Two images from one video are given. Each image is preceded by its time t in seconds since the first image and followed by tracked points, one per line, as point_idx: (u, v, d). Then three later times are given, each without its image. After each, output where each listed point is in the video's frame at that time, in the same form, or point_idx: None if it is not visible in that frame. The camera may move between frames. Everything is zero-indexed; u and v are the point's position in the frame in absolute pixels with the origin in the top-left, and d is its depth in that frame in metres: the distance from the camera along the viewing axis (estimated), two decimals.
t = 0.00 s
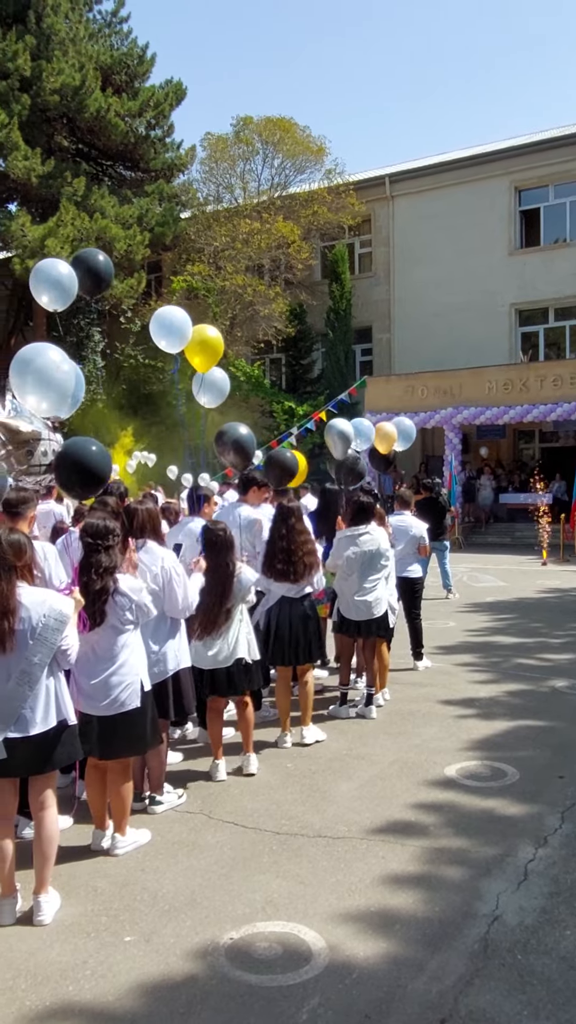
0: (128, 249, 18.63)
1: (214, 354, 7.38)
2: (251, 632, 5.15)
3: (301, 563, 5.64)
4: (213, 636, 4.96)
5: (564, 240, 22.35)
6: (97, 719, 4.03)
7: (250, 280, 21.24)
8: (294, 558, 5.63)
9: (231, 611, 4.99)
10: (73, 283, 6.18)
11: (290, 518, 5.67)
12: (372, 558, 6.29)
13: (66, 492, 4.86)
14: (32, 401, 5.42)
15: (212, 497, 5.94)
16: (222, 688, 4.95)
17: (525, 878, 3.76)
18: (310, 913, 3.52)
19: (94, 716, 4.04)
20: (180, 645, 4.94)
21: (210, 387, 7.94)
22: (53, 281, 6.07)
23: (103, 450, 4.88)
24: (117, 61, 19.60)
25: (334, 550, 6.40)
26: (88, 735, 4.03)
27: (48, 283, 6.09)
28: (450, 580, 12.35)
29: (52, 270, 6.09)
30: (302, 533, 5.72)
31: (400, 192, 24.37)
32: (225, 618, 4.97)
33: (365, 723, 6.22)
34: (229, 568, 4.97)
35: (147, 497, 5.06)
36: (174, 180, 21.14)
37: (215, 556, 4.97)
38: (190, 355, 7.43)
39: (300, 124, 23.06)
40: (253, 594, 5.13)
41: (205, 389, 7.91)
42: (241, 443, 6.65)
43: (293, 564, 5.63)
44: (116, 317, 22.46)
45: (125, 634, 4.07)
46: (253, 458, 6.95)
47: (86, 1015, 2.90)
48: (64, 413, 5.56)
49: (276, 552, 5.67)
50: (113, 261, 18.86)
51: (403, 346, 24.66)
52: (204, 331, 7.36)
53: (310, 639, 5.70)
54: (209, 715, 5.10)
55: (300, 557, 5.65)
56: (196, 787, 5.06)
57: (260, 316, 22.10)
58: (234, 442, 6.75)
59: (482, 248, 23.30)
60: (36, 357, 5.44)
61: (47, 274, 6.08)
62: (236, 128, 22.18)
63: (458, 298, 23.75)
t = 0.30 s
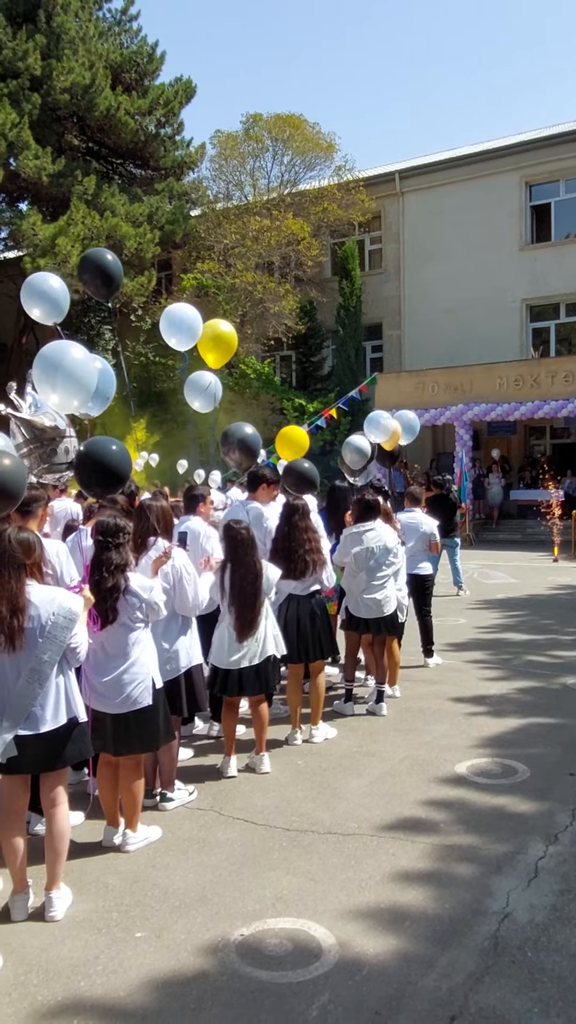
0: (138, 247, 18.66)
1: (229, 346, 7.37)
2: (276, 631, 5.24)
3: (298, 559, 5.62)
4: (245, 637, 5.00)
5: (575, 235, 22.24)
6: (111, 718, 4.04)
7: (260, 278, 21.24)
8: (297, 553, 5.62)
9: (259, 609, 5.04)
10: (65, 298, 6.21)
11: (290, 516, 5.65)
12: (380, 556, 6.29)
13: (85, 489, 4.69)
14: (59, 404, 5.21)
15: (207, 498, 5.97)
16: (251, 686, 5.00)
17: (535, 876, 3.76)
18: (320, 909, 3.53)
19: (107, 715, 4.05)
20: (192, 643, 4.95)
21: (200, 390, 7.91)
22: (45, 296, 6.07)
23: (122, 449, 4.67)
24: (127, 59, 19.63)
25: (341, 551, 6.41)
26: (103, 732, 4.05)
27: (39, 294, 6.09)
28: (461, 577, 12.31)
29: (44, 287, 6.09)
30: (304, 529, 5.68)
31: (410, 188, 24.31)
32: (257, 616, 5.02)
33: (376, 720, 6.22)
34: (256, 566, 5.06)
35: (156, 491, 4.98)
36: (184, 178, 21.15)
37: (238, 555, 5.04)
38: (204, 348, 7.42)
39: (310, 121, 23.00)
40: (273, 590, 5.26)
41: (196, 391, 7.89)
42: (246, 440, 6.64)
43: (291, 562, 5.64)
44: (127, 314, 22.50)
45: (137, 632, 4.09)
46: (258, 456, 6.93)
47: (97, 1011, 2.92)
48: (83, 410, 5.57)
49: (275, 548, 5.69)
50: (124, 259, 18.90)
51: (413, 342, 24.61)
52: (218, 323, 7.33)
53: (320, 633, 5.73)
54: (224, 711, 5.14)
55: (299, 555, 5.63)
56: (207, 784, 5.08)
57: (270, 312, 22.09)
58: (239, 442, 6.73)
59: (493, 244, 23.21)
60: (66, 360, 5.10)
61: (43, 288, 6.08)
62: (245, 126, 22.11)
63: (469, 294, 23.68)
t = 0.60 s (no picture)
0: (146, 245, 18.66)
1: (238, 346, 7.33)
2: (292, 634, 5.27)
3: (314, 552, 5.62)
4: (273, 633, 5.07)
5: None
6: (122, 718, 4.05)
7: (269, 274, 21.22)
8: (313, 548, 5.60)
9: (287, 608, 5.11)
10: (55, 282, 6.16)
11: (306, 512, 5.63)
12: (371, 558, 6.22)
13: (104, 494, 4.69)
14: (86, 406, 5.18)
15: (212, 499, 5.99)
16: (272, 682, 5.05)
17: (544, 877, 3.75)
18: (329, 910, 3.52)
19: (117, 715, 4.06)
20: (201, 642, 4.94)
21: (204, 391, 7.89)
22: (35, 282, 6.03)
23: (139, 452, 4.66)
24: (135, 56, 19.64)
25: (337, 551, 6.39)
26: (114, 731, 4.07)
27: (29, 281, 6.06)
28: (470, 575, 12.27)
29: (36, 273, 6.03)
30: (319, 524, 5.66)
31: (419, 184, 24.23)
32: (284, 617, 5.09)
33: (385, 720, 6.20)
34: (280, 564, 5.13)
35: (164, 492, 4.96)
36: (192, 176, 21.13)
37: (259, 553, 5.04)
38: (213, 346, 7.41)
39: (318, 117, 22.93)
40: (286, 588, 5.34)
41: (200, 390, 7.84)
42: (258, 446, 6.63)
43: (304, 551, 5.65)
44: (135, 313, 22.53)
45: (147, 633, 4.09)
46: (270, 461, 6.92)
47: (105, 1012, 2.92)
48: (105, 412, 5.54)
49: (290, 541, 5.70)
50: (133, 257, 18.91)
51: (422, 339, 24.55)
52: (228, 322, 7.29)
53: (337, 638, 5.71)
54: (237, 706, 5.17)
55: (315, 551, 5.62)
56: (216, 784, 5.08)
57: (279, 309, 22.06)
58: (251, 448, 6.74)
59: (502, 240, 23.11)
60: (97, 362, 5.07)
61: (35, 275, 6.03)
62: (253, 122, 22.06)
63: (478, 290, 23.61)
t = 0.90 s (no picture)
0: (153, 244, 18.66)
1: (247, 345, 7.31)
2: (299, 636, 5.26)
3: (344, 551, 5.64)
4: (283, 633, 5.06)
5: None
6: (132, 721, 4.05)
7: (275, 272, 21.21)
8: (339, 548, 5.64)
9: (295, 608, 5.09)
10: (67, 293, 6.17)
11: (333, 511, 5.67)
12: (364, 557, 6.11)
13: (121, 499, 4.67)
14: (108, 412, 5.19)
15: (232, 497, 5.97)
16: (277, 685, 5.03)
17: (558, 880, 3.72)
18: (342, 914, 3.51)
19: (127, 718, 4.05)
20: (212, 644, 4.94)
21: (218, 396, 7.85)
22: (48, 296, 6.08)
23: (155, 458, 4.63)
24: (140, 55, 19.63)
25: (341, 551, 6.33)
26: (123, 735, 4.06)
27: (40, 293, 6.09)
28: (479, 573, 12.24)
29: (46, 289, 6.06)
30: (343, 526, 5.71)
31: (425, 180, 24.18)
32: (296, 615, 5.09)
33: (395, 720, 6.18)
34: (288, 566, 5.12)
35: (174, 492, 4.94)
36: (198, 175, 21.12)
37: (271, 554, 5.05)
38: (223, 346, 7.40)
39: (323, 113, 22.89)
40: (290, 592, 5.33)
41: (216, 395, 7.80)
42: (266, 440, 6.60)
43: (334, 551, 5.64)
44: (143, 312, 22.56)
45: (158, 636, 4.08)
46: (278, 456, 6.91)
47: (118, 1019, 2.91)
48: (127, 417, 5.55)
49: (319, 541, 5.69)
50: (139, 256, 18.89)
51: (429, 336, 24.50)
52: (237, 321, 7.27)
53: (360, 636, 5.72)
54: (245, 710, 5.16)
55: (342, 550, 5.64)
56: (227, 786, 5.08)
57: (285, 307, 22.01)
58: (259, 442, 6.71)
59: (509, 236, 23.03)
60: (121, 369, 5.07)
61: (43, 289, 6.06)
62: (259, 120, 22.03)
63: (484, 287, 23.54)
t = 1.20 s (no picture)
0: (197, 242, 18.72)
1: (298, 344, 7.33)
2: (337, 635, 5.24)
3: (399, 550, 5.61)
4: (318, 635, 5.06)
5: None
6: (183, 719, 4.09)
7: (319, 269, 21.18)
8: (390, 547, 5.60)
9: (330, 610, 5.08)
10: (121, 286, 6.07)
11: (387, 511, 5.62)
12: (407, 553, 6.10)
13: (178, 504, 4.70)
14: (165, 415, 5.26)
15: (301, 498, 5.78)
16: (313, 684, 5.02)
17: None
18: (392, 915, 3.51)
19: (178, 716, 4.10)
20: (260, 641, 4.98)
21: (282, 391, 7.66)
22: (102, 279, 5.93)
23: (210, 461, 4.66)
24: (185, 55, 19.71)
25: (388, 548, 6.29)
26: (174, 733, 4.09)
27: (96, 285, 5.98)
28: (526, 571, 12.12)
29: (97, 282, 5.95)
30: (396, 525, 5.67)
31: (470, 174, 23.95)
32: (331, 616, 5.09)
33: (442, 719, 6.16)
34: (325, 563, 5.08)
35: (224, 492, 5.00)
36: (242, 173, 21.15)
37: (311, 556, 5.01)
38: (273, 346, 7.44)
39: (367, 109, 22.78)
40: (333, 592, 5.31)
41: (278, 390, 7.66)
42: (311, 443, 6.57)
43: (390, 550, 5.61)
44: (187, 310, 22.70)
45: (207, 633, 4.12)
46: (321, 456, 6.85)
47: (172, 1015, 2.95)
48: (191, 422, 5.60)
49: (373, 538, 5.63)
50: (184, 255, 18.96)
51: (474, 331, 24.26)
52: (286, 321, 7.29)
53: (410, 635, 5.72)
54: (291, 711, 5.16)
55: (397, 550, 5.61)
56: (275, 783, 5.10)
57: (329, 304, 21.91)
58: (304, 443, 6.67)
59: (555, 230, 22.68)
60: (177, 373, 5.13)
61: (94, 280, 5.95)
62: (303, 117, 22.00)
63: (530, 281, 23.23)
